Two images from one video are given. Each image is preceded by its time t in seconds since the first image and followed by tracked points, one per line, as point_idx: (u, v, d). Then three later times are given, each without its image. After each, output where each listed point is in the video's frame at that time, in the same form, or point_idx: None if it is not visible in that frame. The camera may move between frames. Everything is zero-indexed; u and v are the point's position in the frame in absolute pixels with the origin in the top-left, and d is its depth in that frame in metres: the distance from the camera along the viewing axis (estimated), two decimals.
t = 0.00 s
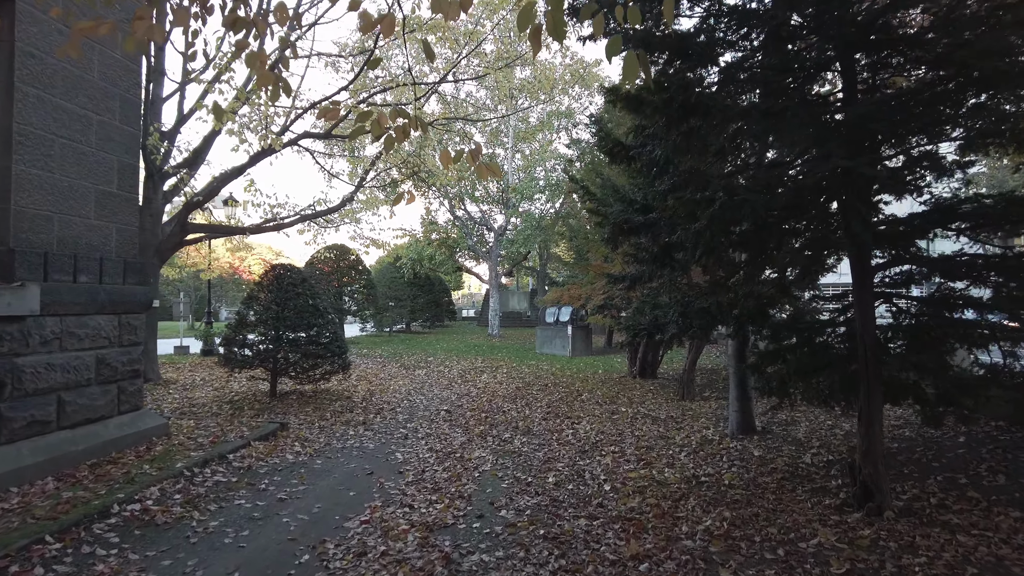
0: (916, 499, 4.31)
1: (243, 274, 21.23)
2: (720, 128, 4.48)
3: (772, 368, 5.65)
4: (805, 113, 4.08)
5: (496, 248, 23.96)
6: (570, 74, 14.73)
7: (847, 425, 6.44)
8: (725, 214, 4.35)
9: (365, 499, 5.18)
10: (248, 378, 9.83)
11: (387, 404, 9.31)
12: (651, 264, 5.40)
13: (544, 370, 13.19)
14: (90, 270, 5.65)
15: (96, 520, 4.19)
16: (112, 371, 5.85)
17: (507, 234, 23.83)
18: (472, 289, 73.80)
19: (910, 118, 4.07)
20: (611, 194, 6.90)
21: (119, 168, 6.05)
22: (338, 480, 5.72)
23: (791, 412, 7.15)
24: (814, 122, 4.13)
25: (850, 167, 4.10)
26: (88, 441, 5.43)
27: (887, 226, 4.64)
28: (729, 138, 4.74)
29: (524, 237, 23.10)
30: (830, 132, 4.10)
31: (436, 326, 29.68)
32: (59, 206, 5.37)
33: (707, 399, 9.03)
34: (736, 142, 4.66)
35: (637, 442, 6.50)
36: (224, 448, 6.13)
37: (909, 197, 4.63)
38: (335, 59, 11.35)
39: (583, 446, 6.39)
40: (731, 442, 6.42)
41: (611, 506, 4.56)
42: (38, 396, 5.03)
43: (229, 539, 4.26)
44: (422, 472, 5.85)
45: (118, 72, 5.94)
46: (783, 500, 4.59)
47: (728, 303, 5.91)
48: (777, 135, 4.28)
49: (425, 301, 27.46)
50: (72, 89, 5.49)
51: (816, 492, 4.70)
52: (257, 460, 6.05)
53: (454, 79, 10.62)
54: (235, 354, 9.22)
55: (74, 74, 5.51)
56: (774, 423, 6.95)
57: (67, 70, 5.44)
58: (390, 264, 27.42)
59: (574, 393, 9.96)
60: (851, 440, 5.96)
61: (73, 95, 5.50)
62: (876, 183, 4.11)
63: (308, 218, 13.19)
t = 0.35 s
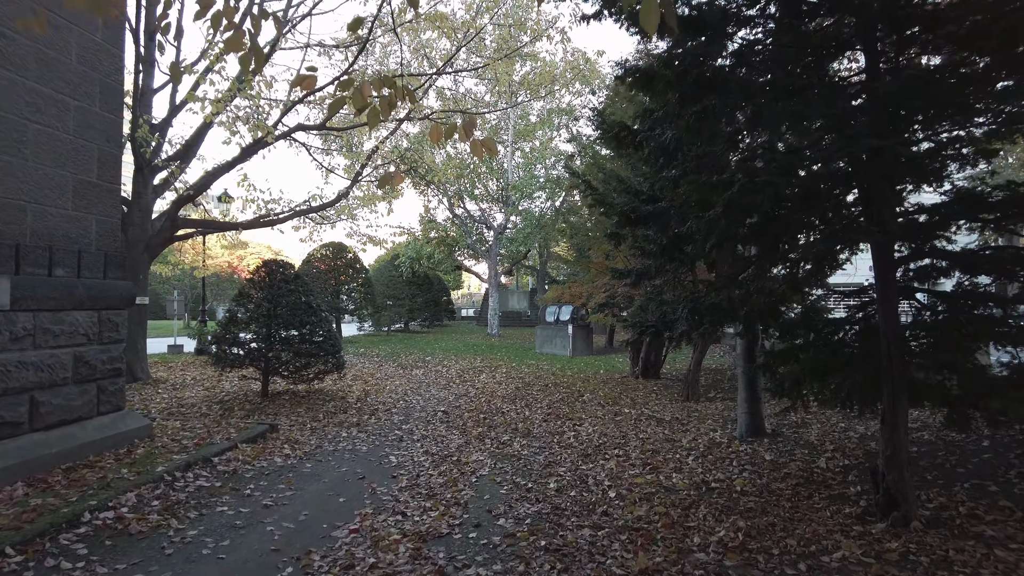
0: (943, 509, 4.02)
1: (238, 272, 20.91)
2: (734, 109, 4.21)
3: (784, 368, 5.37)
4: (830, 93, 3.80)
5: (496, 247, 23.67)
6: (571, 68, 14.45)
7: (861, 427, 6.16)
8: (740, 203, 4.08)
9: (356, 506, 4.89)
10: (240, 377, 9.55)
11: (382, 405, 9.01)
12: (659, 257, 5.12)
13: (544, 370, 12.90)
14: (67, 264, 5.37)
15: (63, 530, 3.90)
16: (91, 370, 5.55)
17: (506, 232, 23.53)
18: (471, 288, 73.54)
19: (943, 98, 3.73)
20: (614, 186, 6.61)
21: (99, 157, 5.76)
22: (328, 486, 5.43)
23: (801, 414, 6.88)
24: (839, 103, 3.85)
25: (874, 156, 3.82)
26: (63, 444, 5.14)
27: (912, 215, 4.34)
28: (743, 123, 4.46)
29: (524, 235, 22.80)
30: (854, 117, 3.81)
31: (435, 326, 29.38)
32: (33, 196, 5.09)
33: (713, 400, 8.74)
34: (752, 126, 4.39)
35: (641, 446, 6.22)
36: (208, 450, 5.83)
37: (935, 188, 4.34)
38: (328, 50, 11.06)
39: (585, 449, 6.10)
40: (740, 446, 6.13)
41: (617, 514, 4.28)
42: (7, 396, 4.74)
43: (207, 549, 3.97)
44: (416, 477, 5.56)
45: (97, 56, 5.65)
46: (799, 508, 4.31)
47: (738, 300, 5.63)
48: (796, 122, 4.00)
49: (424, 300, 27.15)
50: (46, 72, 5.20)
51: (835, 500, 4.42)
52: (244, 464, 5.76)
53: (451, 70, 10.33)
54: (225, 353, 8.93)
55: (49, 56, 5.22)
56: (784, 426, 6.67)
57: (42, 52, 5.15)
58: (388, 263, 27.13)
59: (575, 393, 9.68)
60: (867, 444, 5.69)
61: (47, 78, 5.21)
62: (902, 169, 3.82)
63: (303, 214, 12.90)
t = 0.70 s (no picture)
0: (979, 526, 3.73)
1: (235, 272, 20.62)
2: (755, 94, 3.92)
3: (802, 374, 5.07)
4: (861, 76, 3.50)
5: (496, 246, 23.38)
6: (572, 64, 14.15)
7: (880, 436, 5.88)
8: (760, 197, 3.78)
9: (348, 519, 4.61)
10: (233, 380, 9.27)
11: (378, 409, 8.73)
12: (670, 256, 4.83)
13: (545, 372, 12.62)
14: (44, 262, 5.07)
15: (29, 549, 3.60)
16: (69, 374, 5.26)
17: (507, 232, 23.24)
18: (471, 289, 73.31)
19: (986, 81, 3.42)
20: (621, 181, 6.31)
21: (79, 150, 5.47)
22: (319, 497, 5.14)
23: (816, 421, 6.59)
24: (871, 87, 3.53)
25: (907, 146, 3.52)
26: (37, 453, 4.84)
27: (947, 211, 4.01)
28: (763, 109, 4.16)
29: (524, 235, 22.51)
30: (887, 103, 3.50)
31: (435, 326, 29.10)
32: (5, 189, 4.80)
33: (720, 404, 8.46)
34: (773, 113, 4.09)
35: (649, 454, 5.93)
36: (194, 459, 5.54)
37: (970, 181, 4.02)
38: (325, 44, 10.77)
39: (590, 458, 5.82)
40: (752, 455, 5.86)
41: (626, 532, 4.00)
42: None
43: (186, 569, 3.67)
44: (412, 488, 5.26)
45: (74, 43, 5.36)
46: (822, 525, 4.02)
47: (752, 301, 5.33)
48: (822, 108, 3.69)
49: (423, 300, 26.91)
50: (21, 59, 4.92)
51: (859, 515, 4.13)
52: (231, 473, 5.47)
53: (450, 64, 10.03)
54: (216, 355, 8.64)
55: (24, 42, 4.94)
56: (797, 433, 6.38)
57: (16, 37, 4.87)
58: (387, 262, 26.84)
59: (578, 397, 9.41)
60: (887, 453, 5.40)
61: (22, 66, 4.93)
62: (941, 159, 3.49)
63: (298, 212, 12.61)
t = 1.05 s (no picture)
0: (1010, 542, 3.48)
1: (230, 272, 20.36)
2: (770, 77, 3.67)
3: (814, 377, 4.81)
4: (886, 55, 3.25)
5: (494, 246, 23.14)
6: (572, 60, 13.90)
7: (893, 442, 5.62)
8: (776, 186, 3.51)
9: (335, 532, 4.34)
10: (222, 382, 9.01)
11: (372, 412, 8.47)
12: (676, 252, 4.58)
13: (544, 373, 12.36)
14: (15, 260, 4.80)
15: None
16: (44, 377, 4.99)
17: (505, 231, 22.99)
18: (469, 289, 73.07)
19: None
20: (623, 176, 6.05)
21: (54, 142, 5.20)
22: (305, 506, 4.87)
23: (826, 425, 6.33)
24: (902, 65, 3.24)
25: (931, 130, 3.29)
26: (7, 460, 4.57)
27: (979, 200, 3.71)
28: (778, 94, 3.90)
29: (523, 235, 22.26)
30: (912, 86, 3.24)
31: (433, 327, 28.83)
32: None
33: (725, 407, 8.20)
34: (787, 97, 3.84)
35: (653, 461, 5.67)
36: (176, 466, 5.27)
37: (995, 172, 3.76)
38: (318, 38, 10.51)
39: (591, 465, 5.56)
40: (760, 461, 5.60)
41: (631, 546, 3.74)
42: None
43: None
44: (404, 498, 5.00)
45: (49, 30, 5.09)
46: (839, 539, 3.77)
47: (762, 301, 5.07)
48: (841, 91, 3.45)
49: (421, 300, 26.65)
50: None
51: (879, 529, 3.87)
52: (214, 481, 5.21)
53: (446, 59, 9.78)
54: (205, 357, 8.37)
55: None
56: (806, 438, 6.13)
57: None
58: (384, 262, 26.56)
59: (578, 399, 9.15)
60: (903, 460, 5.15)
61: None
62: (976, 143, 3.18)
63: (292, 210, 12.34)
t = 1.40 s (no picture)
0: None
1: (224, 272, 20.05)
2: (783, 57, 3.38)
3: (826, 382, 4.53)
4: (913, 30, 2.96)
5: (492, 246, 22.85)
6: (570, 56, 13.63)
7: (906, 449, 5.35)
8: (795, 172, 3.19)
9: (315, 549, 4.05)
10: (209, 386, 8.73)
11: (362, 417, 8.20)
12: (679, 248, 4.29)
13: (542, 375, 12.09)
14: None
15: None
16: (8, 384, 4.69)
17: (503, 231, 22.72)
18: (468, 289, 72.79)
19: None
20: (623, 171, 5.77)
21: (19, 134, 4.90)
22: (285, 520, 4.58)
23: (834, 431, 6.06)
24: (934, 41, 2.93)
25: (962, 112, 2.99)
26: None
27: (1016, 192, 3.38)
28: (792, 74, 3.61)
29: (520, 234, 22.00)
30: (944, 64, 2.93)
31: (430, 327, 28.54)
32: None
33: (727, 411, 7.93)
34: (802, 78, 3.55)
35: (654, 470, 5.40)
36: (150, 476, 4.95)
37: None
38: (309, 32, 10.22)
39: (589, 474, 5.28)
40: (768, 470, 5.32)
41: (633, 567, 3.45)
42: None
43: None
44: (391, 511, 4.71)
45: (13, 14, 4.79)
46: (856, 558, 3.49)
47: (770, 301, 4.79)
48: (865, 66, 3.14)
49: (417, 300, 26.35)
50: None
51: (898, 546, 3.60)
52: (191, 493, 4.91)
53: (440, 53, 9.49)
54: (189, 360, 8.08)
55: None
56: (814, 445, 5.86)
57: None
58: (380, 262, 26.27)
59: (576, 402, 8.87)
60: (918, 469, 4.88)
61: None
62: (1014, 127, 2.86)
63: (283, 208, 12.05)
